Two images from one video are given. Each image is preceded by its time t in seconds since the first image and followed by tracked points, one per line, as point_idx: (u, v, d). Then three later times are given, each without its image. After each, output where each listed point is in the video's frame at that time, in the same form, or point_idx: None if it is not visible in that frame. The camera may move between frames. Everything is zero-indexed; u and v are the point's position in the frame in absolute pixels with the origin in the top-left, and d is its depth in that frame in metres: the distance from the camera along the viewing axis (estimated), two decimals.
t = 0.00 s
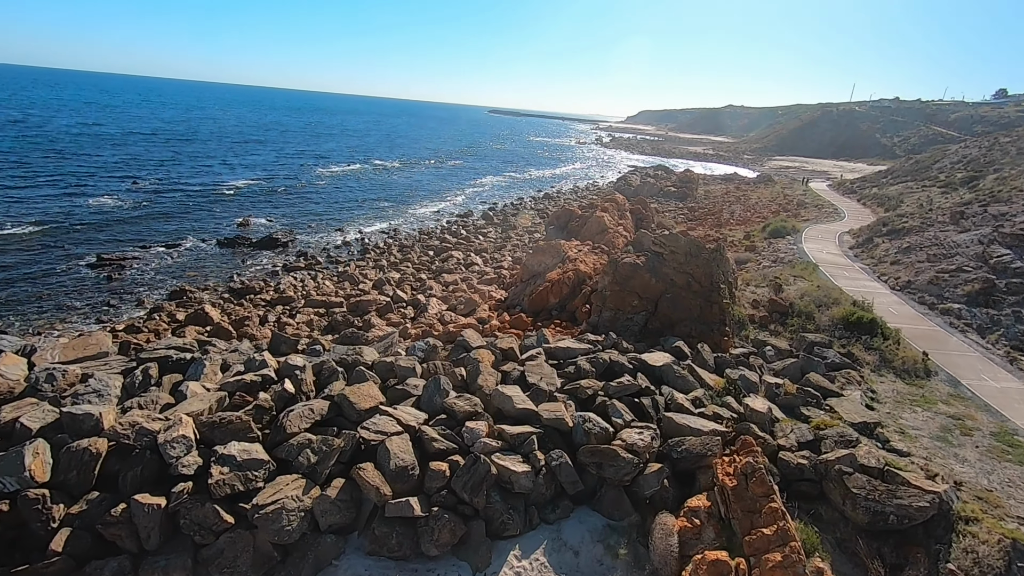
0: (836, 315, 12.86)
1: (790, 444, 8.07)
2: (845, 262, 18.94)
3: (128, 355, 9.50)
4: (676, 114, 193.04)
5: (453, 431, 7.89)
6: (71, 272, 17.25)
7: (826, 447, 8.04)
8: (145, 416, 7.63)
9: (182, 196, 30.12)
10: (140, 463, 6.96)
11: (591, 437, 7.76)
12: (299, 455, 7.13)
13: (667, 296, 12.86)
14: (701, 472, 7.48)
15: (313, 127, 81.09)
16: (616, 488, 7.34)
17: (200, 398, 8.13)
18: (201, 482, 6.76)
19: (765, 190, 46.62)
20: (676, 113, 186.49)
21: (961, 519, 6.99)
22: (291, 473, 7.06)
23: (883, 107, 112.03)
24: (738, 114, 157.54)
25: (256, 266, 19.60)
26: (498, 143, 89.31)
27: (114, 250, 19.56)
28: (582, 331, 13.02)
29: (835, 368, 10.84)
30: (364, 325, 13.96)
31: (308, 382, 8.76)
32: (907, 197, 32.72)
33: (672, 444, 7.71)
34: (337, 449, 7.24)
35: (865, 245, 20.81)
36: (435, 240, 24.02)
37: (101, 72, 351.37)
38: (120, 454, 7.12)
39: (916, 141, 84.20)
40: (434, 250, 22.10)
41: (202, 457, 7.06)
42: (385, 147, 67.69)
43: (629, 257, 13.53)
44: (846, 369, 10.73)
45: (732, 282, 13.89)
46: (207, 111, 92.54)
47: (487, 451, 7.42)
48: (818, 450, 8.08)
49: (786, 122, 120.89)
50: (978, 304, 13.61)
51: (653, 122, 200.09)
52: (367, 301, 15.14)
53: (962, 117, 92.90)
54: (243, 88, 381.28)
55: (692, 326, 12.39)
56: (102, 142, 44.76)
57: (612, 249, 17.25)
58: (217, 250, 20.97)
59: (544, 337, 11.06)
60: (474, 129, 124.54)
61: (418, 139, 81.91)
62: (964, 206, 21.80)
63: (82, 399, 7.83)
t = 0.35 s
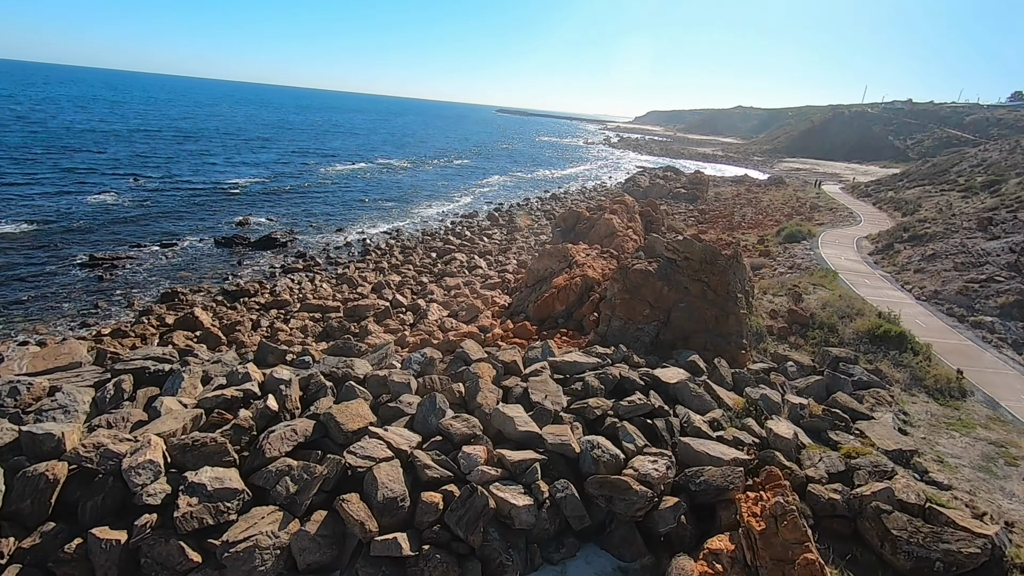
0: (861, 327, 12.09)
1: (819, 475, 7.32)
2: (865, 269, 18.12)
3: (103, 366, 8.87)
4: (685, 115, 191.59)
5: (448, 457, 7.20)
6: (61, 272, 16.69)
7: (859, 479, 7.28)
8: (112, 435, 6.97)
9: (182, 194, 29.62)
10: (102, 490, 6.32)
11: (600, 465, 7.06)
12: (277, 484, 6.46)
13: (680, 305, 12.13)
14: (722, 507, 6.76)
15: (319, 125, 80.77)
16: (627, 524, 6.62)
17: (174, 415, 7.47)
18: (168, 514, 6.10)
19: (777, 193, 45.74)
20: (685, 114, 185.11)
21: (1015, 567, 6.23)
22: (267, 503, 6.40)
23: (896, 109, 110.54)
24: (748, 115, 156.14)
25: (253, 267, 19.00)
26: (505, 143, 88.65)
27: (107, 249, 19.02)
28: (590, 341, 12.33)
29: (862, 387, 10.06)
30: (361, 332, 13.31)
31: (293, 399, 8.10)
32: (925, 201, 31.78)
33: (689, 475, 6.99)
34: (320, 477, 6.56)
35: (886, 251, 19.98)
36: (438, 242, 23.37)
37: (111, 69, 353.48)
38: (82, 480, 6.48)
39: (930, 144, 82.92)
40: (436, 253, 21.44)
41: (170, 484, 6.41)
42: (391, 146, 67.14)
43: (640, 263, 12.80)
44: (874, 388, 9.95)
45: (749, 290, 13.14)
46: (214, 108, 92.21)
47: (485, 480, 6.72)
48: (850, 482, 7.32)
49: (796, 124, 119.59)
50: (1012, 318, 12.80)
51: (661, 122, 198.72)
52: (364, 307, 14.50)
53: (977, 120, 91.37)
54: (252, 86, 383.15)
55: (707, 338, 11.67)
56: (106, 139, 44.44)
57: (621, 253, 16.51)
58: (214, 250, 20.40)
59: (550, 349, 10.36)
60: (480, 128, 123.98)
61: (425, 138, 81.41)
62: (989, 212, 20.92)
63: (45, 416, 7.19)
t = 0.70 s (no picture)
0: (889, 346, 11.30)
1: (859, 519, 6.54)
2: (885, 281, 17.35)
3: (73, 386, 8.19)
4: (691, 120, 190.85)
5: (445, 495, 6.46)
6: (49, 279, 16.08)
7: (903, 523, 6.52)
8: (71, 468, 6.27)
9: (180, 197, 29.06)
10: (54, 534, 5.62)
11: (614, 506, 6.30)
12: (251, 527, 5.74)
13: (696, 321, 11.40)
14: (752, 557, 6.01)
15: (323, 129, 80.49)
16: None
17: (143, 444, 6.76)
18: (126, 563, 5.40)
19: (786, 199, 44.98)
20: (691, 119, 184.41)
21: None
22: (240, 550, 5.69)
23: (905, 115, 109.59)
24: (755, 120, 155.35)
25: (248, 273, 18.36)
26: (510, 147, 88.15)
27: (99, 254, 18.42)
28: (599, 358, 11.62)
29: (895, 413, 9.28)
30: (356, 346, 12.62)
31: (276, 425, 7.39)
32: (942, 209, 30.94)
33: (715, 518, 6.21)
34: (301, 519, 5.84)
35: (906, 261, 19.18)
36: (441, 248, 22.71)
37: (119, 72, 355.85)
38: (34, 520, 5.79)
39: (940, 151, 82.03)
40: (438, 260, 20.77)
41: (132, 526, 5.71)
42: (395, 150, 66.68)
43: (653, 275, 12.06)
44: (909, 415, 9.16)
45: (768, 305, 12.39)
46: (218, 110, 92.02)
47: (485, 523, 5.98)
48: (893, 527, 6.55)
49: (803, 130, 118.76)
50: None
51: (667, 127, 198.13)
52: (361, 318, 13.81)
53: (988, 126, 90.35)
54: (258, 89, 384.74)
55: (725, 357, 10.93)
56: (107, 141, 44.05)
57: (631, 263, 15.78)
58: (209, 255, 19.76)
59: (557, 369, 9.61)
60: (485, 132, 123.54)
61: (429, 142, 81.00)
62: (1013, 222, 20.13)
63: None
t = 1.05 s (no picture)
0: (918, 364, 10.59)
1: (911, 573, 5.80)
2: (902, 291, 16.65)
3: (34, 425, 7.47)
4: (689, 125, 190.89)
5: (443, 551, 5.71)
6: (29, 297, 15.36)
7: None
8: (19, 527, 5.53)
9: (172, 208, 28.40)
10: None
11: (636, 563, 5.56)
12: None
13: (711, 340, 10.67)
14: None
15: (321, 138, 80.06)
16: None
17: (104, 494, 6.01)
18: None
19: (789, 204, 44.41)
20: (689, 124, 184.46)
21: None
22: None
23: (904, 119, 109.46)
24: (753, 125, 155.33)
25: (239, 288, 17.66)
26: (509, 155, 87.75)
27: (83, 271, 17.73)
28: (608, 380, 10.89)
29: (932, 442, 8.55)
30: (350, 369, 11.89)
31: (256, 469, 6.65)
32: (951, 215, 30.32)
33: None
34: None
35: (921, 270, 18.52)
36: (439, 259, 22.03)
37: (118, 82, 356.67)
38: None
39: (941, 155, 81.74)
40: (436, 273, 20.07)
41: None
42: (393, 158, 66.18)
43: (663, 290, 11.37)
44: (948, 444, 8.43)
45: (786, 320, 11.69)
46: (214, 120, 91.60)
47: None
48: None
49: (802, 134, 118.54)
50: None
51: (665, 133, 198.18)
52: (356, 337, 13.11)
53: (988, 129, 90.10)
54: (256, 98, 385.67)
55: (744, 378, 10.21)
56: (100, 152, 43.43)
57: (638, 276, 15.08)
58: (199, 269, 19.08)
59: (564, 396, 8.90)
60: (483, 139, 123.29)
61: (427, 150, 80.59)
62: None
63: None
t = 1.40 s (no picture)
0: (946, 381, 9.95)
1: None
2: (915, 297, 16.07)
3: None
4: (681, 127, 191.18)
5: None
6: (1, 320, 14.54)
7: None
8: None
9: (157, 221, 27.56)
10: None
11: None
12: None
13: (726, 358, 9.98)
14: None
15: (311, 145, 79.27)
16: None
17: (53, 563, 5.23)
18: None
19: (787, 205, 44.00)
20: (680, 126, 184.68)
21: None
22: None
23: (896, 117, 109.80)
24: (745, 125, 155.59)
25: (224, 306, 16.86)
26: (502, 159, 87.22)
27: (60, 290, 16.89)
28: (616, 403, 10.18)
29: (972, 469, 7.89)
30: (339, 396, 11.14)
31: (230, 526, 5.90)
32: (953, 215, 29.89)
33: None
34: None
35: (932, 273, 17.97)
36: (433, 270, 21.32)
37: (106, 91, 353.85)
38: None
39: (933, 153, 81.87)
40: (431, 284, 19.36)
41: None
42: (385, 165, 65.49)
43: (673, 305, 10.68)
44: (990, 472, 7.76)
45: (802, 335, 11.05)
46: (202, 129, 90.43)
47: None
48: None
49: (795, 134, 118.73)
50: None
51: (657, 135, 198.41)
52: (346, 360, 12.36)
53: (979, 126, 90.36)
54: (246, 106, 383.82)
55: (763, 400, 9.53)
56: (84, 163, 42.46)
57: (642, 287, 14.41)
58: (182, 286, 18.28)
59: (572, 426, 8.19)
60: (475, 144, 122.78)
61: (420, 156, 79.95)
62: None
63: None
